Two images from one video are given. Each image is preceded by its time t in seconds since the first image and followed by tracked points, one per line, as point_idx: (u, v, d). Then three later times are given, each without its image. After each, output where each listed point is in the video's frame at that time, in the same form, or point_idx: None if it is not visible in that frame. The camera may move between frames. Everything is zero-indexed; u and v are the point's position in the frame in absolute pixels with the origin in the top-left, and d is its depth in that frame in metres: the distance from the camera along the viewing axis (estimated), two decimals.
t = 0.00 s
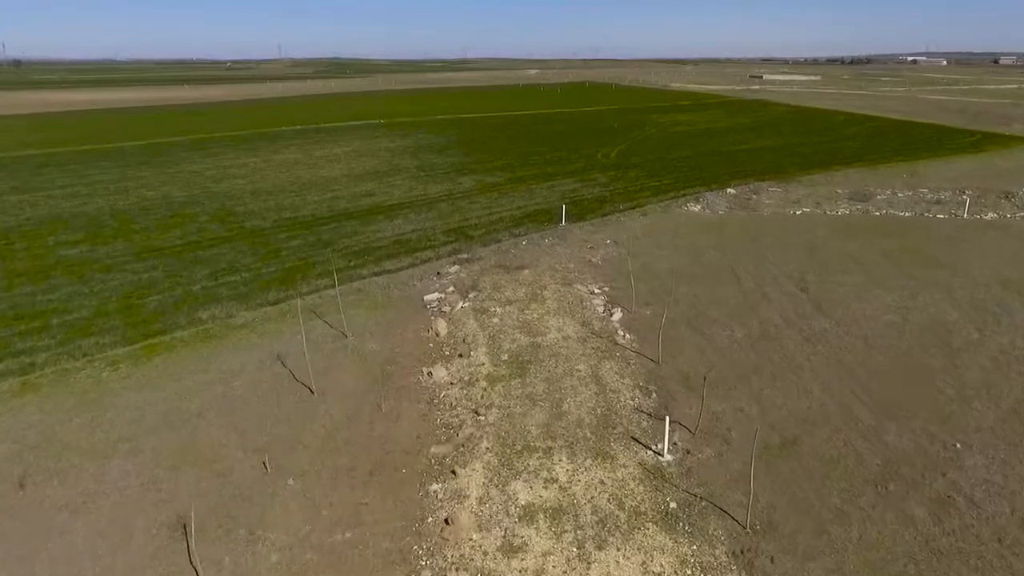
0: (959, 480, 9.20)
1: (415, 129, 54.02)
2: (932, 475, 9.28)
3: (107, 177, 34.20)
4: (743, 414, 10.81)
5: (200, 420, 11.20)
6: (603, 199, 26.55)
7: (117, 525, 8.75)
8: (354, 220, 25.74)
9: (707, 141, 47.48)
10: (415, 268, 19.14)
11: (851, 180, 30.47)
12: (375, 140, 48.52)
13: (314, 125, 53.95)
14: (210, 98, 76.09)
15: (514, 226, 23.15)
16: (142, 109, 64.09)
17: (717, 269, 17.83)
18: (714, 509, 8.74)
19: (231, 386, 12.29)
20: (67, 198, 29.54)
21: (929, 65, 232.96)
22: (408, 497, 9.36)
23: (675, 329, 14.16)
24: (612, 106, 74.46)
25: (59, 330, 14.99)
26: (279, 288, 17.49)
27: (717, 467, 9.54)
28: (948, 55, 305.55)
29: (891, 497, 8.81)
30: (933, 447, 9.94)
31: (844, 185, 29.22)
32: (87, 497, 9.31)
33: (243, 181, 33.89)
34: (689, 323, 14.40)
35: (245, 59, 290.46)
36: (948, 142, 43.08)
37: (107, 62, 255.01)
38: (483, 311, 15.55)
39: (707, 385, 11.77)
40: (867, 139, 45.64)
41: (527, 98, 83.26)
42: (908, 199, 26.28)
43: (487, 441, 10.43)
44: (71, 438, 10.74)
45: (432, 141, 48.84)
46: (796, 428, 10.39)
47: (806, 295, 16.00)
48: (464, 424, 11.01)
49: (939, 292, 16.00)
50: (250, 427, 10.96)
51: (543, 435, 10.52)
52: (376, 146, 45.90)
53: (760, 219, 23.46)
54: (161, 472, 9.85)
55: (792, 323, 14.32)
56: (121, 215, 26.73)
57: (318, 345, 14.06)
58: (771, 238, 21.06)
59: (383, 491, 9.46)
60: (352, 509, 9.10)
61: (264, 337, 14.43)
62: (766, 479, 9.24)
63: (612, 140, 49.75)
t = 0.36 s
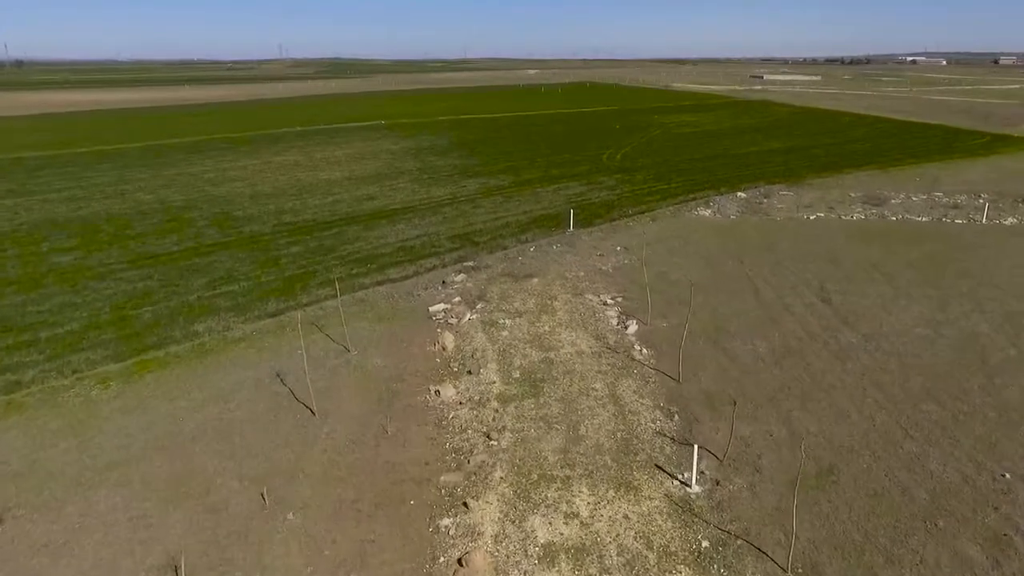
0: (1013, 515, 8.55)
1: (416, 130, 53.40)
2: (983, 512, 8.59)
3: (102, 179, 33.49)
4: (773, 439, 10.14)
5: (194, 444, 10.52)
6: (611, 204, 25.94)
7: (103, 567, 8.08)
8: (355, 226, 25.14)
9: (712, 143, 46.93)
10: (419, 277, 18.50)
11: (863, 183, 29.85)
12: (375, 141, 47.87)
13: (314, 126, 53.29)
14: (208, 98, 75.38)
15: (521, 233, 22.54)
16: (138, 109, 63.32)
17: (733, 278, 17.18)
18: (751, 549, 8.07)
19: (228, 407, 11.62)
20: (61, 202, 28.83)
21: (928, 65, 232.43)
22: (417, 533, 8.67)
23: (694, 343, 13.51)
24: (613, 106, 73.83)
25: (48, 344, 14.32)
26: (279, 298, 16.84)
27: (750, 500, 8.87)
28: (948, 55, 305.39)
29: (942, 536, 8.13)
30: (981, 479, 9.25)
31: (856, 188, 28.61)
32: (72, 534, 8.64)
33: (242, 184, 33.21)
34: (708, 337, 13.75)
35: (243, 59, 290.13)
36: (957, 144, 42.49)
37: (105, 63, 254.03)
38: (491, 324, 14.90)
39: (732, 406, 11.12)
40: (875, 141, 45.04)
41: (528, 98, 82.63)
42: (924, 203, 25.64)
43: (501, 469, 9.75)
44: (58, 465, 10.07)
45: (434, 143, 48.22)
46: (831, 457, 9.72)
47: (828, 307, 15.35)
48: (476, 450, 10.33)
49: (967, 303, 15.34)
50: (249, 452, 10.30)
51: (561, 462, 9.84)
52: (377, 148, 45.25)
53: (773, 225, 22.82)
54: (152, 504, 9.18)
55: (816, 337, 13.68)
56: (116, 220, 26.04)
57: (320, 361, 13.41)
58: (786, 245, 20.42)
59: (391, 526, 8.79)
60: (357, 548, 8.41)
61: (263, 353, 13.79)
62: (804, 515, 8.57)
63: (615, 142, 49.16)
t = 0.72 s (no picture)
0: None
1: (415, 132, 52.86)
2: None
3: (95, 182, 32.74)
4: (804, 464, 9.57)
5: (188, 470, 9.89)
6: (616, 209, 25.42)
7: None
8: (355, 233, 24.61)
9: (713, 146, 46.53)
10: (422, 286, 18.03)
11: (871, 185, 29.41)
12: (373, 143, 47.26)
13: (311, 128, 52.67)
14: (204, 99, 74.69)
15: (524, 240, 22.08)
16: (132, 110, 62.49)
17: (747, 286, 16.65)
18: None
19: (224, 428, 11.00)
20: (50, 206, 28.09)
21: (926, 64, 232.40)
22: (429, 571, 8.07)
23: (712, 357, 12.93)
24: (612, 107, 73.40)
25: (35, 359, 13.66)
26: (277, 310, 16.33)
27: (784, 534, 8.31)
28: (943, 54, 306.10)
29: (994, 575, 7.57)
30: None
31: (865, 190, 28.18)
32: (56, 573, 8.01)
33: (237, 188, 32.55)
34: (726, 350, 13.19)
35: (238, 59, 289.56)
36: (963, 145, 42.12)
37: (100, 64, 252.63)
38: (499, 337, 14.40)
39: (758, 424, 10.55)
40: (879, 142, 44.65)
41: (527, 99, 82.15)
42: (935, 206, 25.14)
43: (516, 498, 9.15)
44: (43, 494, 9.43)
45: (433, 144, 47.68)
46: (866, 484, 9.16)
47: (848, 316, 14.81)
48: (489, 476, 9.71)
49: (992, 312, 14.78)
50: (247, 478, 9.70)
51: (579, 490, 9.24)
52: (375, 150, 44.67)
53: (783, 230, 22.33)
54: (143, 539, 8.56)
55: (839, 348, 13.13)
56: (108, 225, 25.34)
57: (321, 377, 12.85)
58: (798, 250, 19.91)
59: (400, 563, 8.20)
60: None
61: (261, 370, 13.21)
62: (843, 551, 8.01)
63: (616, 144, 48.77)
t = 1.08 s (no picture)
0: None
1: (409, 133, 52.39)
2: None
3: (81, 187, 31.96)
4: (833, 489, 9.05)
5: (177, 501, 9.30)
6: (618, 214, 25.07)
7: None
8: (351, 239, 24.12)
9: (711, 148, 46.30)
10: (422, 296, 17.60)
11: (873, 187, 29.20)
12: (367, 145, 46.69)
13: (304, 129, 52.11)
14: (195, 100, 73.88)
15: (524, 247, 21.67)
16: (120, 112, 61.59)
17: (757, 294, 16.20)
18: None
19: (216, 453, 10.40)
20: (35, 212, 27.31)
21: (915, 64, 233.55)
22: None
23: (726, 370, 12.44)
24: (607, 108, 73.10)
25: (15, 378, 13.00)
26: (271, 322, 15.85)
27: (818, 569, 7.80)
28: (933, 54, 308.15)
29: None
30: None
31: (868, 192, 27.97)
32: None
33: (228, 192, 31.88)
34: (740, 363, 12.73)
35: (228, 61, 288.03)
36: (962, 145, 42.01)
37: (89, 65, 250.63)
38: (505, 350, 13.93)
39: (780, 444, 10.07)
40: (877, 143, 44.51)
41: (521, 99, 81.77)
42: (940, 208, 24.79)
43: (530, 529, 8.60)
44: (21, 528, 8.82)
45: (428, 146, 47.17)
46: (899, 511, 8.66)
47: (864, 325, 14.35)
48: (500, 504, 9.15)
49: (1012, 320, 14.34)
50: (242, 508, 9.15)
51: (597, 519, 8.70)
52: (369, 152, 44.10)
53: (788, 235, 21.96)
54: None
55: (857, 359, 12.67)
56: (94, 232, 24.61)
57: (319, 394, 12.33)
58: (806, 256, 19.51)
59: None
60: None
61: (254, 389, 12.64)
62: None
63: (613, 145, 48.54)
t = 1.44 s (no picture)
0: None
1: (397, 135, 51.79)
2: None
3: (59, 192, 31.05)
4: (857, 511, 8.64)
5: (162, 537, 8.76)
6: (614, 219, 25.24)
7: None
8: (341, 246, 23.55)
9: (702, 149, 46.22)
10: (417, 306, 17.11)
11: (868, 189, 29.12)
12: (355, 147, 46.02)
13: (290, 131, 51.33)
14: (179, 101, 72.94)
15: (520, 254, 21.25)
16: (101, 114, 60.34)
17: (761, 302, 15.86)
18: None
19: (204, 483, 9.88)
20: (11, 219, 26.42)
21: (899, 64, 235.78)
22: None
23: (736, 382, 12.04)
24: (596, 109, 72.90)
25: None
26: (259, 337, 15.31)
27: None
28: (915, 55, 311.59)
29: None
30: None
31: (863, 195, 27.88)
32: None
33: (212, 197, 31.10)
34: (751, 375, 12.30)
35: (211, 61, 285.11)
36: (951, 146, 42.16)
37: (69, 66, 247.28)
38: (506, 364, 13.43)
39: (799, 463, 9.62)
40: (867, 145, 44.57)
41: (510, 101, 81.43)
42: (938, 211, 24.57)
43: (544, 562, 8.09)
44: None
45: (416, 148, 46.63)
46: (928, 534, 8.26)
47: (874, 333, 13.98)
48: (510, 534, 8.64)
49: None
50: (233, 543, 8.61)
51: (613, 550, 8.21)
52: (356, 154, 43.46)
53: (787, 239, 21.74)
54: None
55: (871, 370, 12.27)
56: (72, 239, 23.80)
57: (313, 415, 11.82)
58: (807, 261, 19.16)
59: None
60: None
61: (243, 412, 12.11)
62: None
63: (604, 147, 48.31)
